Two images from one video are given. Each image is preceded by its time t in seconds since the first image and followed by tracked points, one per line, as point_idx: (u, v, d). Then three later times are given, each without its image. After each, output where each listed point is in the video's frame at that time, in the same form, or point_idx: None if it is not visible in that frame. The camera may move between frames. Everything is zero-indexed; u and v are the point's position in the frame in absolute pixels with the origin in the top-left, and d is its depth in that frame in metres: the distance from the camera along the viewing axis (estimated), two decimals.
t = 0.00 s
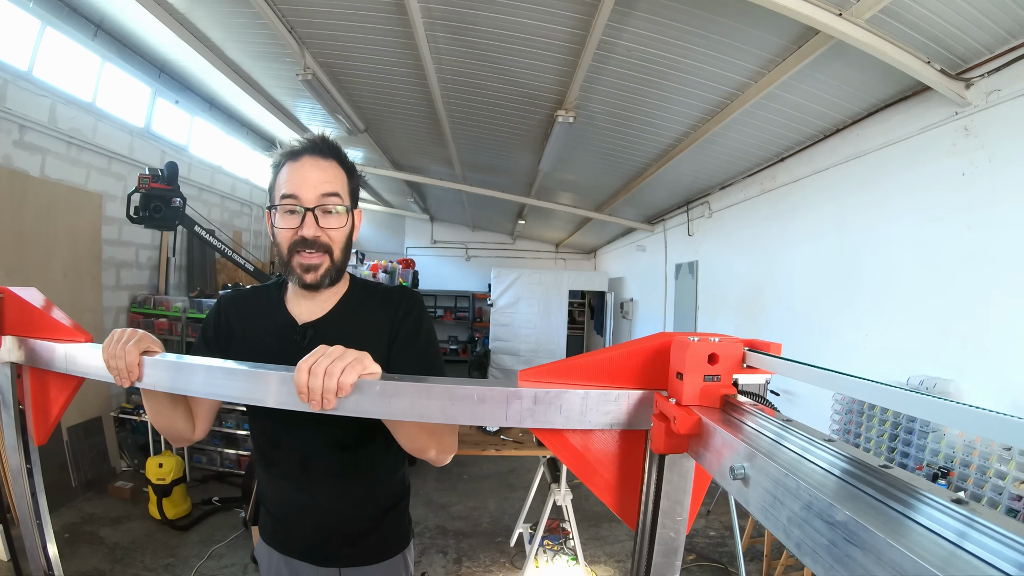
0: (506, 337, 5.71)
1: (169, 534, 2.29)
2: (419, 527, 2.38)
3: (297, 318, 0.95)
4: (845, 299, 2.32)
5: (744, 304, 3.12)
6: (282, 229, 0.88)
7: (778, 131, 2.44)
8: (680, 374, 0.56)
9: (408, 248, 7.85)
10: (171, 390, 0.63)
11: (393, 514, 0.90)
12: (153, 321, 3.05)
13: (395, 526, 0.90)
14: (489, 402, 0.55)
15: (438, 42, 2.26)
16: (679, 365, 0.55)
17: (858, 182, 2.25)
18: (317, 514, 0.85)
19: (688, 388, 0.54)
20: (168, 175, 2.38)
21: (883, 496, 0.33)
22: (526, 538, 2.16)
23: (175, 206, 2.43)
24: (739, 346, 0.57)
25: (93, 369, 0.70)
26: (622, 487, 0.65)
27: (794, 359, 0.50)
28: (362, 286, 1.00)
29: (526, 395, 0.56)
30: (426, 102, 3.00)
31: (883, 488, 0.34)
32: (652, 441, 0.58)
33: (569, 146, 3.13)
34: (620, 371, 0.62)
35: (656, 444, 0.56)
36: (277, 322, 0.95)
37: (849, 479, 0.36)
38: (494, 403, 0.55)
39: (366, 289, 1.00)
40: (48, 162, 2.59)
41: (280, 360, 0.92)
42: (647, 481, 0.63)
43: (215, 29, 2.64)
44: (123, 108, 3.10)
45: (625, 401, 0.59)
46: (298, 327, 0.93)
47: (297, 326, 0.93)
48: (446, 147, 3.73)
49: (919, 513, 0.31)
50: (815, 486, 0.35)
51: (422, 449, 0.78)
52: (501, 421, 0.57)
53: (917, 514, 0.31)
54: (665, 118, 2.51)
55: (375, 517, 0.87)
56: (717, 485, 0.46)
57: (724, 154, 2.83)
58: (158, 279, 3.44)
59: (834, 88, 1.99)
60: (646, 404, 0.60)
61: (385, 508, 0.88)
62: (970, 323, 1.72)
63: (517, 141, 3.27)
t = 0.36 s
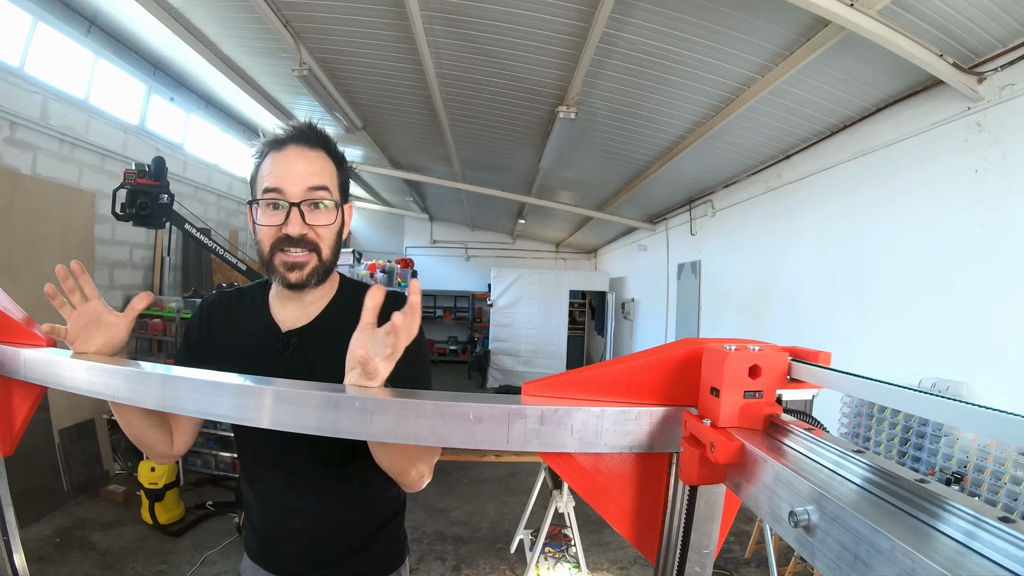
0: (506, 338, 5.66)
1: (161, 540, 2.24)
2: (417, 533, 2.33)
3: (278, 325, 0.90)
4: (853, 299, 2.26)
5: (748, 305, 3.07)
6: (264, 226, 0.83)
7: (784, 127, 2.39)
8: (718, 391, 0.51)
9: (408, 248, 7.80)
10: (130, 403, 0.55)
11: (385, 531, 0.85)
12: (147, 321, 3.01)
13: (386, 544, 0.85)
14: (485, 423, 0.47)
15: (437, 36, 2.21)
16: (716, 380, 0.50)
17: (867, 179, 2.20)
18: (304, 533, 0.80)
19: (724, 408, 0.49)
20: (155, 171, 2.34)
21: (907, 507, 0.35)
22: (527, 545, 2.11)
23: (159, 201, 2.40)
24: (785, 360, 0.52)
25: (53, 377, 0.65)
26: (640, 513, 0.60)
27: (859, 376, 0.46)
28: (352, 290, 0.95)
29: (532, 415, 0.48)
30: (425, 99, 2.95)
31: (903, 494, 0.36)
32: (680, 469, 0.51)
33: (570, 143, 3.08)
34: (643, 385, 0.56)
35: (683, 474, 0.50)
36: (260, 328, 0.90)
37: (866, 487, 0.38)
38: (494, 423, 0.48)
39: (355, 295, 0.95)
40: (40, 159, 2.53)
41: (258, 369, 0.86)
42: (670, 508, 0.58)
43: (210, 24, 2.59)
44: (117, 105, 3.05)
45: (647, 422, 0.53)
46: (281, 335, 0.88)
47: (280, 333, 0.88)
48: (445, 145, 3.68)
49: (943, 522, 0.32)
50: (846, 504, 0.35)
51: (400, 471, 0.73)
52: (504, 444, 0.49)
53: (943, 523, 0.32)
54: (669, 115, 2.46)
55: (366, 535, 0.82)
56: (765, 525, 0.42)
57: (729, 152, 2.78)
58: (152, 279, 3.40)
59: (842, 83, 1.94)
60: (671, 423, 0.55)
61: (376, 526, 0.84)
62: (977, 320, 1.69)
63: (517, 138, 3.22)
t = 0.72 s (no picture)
0: (507, 338, 5.61)
1: (156, 546, 2.19)
2: (418, 539, 2.29)
3: (260, 337, 0.86)
4: (863, 299, 2.22)
5: (754, 305, 3.03)
6: (239, 230, 0.80)
7: (793, 123, 2.34)
8: (791, 412, 0.46)
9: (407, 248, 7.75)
10: (89, 421, 0.51)
11: (382, 552, 0.81)
12: (142, 322, 2.96)
13: (384, 566, 0.82)
14: (508, 452, 0.42)
15: (438, 29, 2.16)
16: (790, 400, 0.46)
17: (878, 176, 2.15)
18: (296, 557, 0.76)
19: (798, 433, 0.45)
20: (144, 166, 2.29)
21: (962, 514, 0.35)
22: (532, 552, 2.06)
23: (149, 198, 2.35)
24: (867, 372, 0.47)
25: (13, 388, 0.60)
26: (680, 532, 0.57)
27: (942, 388, 0.40)
28: (340, 296, 0.90)
29: (559, 443, 0.43)
30: (425, 95, 2.91)
31: (953, 500, 0.36)
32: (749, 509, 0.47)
33: (574, 140, 3.03)
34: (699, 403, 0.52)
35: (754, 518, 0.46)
36: (242, 339, 0.86)
37: (914, 494, 0.38)
38: (515, 452, 0.43)
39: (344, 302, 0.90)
40: (32, 156, 2.48)
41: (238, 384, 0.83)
42: (725, 525, 0.55)
43: (207, 19, 2.54)
44: (112, 102, 3.00)
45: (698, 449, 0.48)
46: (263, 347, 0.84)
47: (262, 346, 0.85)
48: (446, 143, 3.63)
49: (1000, 530, 0.33)
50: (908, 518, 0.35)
51: (401, 497, 0.67)
52: (526, 475, 0.44)
53: (999, 530, 0.33)
54: (675, 110, 2.41)
55: (362, 557, 0.78)
56: (822, 548, 0.40)
57: (735, 149, 2.74)
58: (148, 279, 3.34)
59: (854, 77, 1.89)
60: (729, 447, 0.50)
61: (374, 547, 0.80)
62: (992, 321, 1.64)
63: (520, 135, 3.17)
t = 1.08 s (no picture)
0: (509, 339, 5.57)
1: (152, 554, 2.14)
2: (422, 545, 2.24)
3: (252, 343, 0.78)
4: (874, 300, 2.18)
5: (761, 306, 2.99)
6: (225, 223, 0.74)
7: (803, 120, 2.30)
8: (906, 436, 0.31)
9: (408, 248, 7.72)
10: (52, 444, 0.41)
11: None
12: (139, 323, 2.91)
13: None
14: (572, 501, 0.29)
15: (442, 23, 2.11)
16: (909, 417, 0.31)
17: (891, 174, 2.12)
18: None
19: (926, 460, 0.30)
20: (136, 161, 2.22)
21: None
22: (540, 559, 2.02)
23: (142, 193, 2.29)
24: (980, 387, 0.32)
25: None
26: None
27: None
28: (343, 297, 0.82)
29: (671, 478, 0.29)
30: (428, 92, 2.86)
31: None
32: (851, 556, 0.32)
33: (578, 138, 2.99)
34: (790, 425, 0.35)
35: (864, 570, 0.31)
36: (232, 348, 0.78)
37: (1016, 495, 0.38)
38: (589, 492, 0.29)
39: (346, 303, 0.82)
40: (26, 153, 2.42)
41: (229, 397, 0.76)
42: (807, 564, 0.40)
43: (207, 14, 2.49)
44: (109, 99, 2.95)
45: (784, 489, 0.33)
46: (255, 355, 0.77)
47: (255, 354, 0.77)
48: (449, 141, 3.59)
49: None
50: None
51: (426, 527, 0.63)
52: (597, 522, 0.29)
53: None
54: (682, 107, 2.37)
55: None
56: None
57: (743, 146, 2.70)
58: (145, 280, 3.29)
59: (867, 72, 1.85)
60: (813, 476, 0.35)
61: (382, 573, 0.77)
62: (1007, 323, 1.60)
63: (524, 133, 3.13)
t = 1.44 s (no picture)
0: (511, 339, 5.53)
1: (151, 560, 2.09)
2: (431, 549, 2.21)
3: (255, 346, 0.73)
4: (884, 300, 2.15)
5: (769, 306, 2.97)
6: (227, 203, 0.70)
7: (814, 118, 2.27)
8: None
9: (409, 247, 7.68)
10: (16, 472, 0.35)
11: None
12: (137, 324, 2.86)
13: None
14: (677, 552, 0.23)
15: (448, 17, 2.07)
16: None
17: (903, 172, 2.09)
18: None
19: None
20: (132, 156, 2.19)
21: None
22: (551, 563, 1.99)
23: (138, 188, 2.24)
24: None
25: None
26: None
27: None
28: (357, 299, 0.78)
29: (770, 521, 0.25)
30: (433, 89, 2.83)
31: None
32: None
33: (584, 136, 2.95)
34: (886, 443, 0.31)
35: None
36: (231, 346, 0.74)
37: None
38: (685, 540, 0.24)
39: (358, 302, 0.78)
40: (23, 150, 2.37)
41: (229, 403, 0.70)
42: None
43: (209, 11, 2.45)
44: (108, 97, 2.90)
45: (887, 521, 0.29)
46: (259, 359, 0.72)
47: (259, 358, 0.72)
48: (452, 139, 3.55)
49: None
50: None
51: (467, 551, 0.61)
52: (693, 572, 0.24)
53: None
54: (691, 104, 2.34)
55: None
56: None
57: (751, 145, 2.67)
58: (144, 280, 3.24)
59: (881, 69, 1.82)
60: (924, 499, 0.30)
61: None
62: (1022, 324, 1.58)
63: (529, 131, 3.10)
